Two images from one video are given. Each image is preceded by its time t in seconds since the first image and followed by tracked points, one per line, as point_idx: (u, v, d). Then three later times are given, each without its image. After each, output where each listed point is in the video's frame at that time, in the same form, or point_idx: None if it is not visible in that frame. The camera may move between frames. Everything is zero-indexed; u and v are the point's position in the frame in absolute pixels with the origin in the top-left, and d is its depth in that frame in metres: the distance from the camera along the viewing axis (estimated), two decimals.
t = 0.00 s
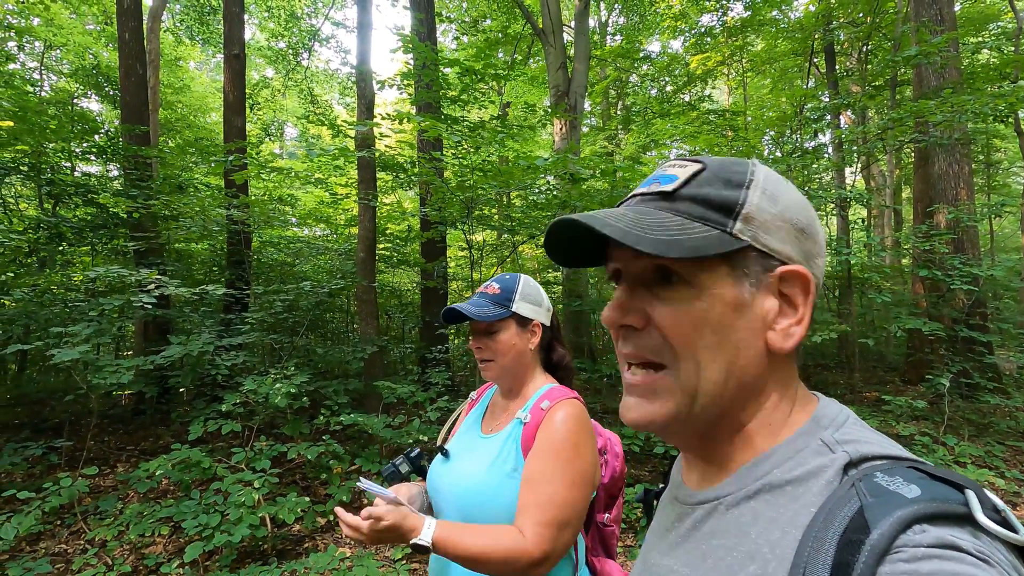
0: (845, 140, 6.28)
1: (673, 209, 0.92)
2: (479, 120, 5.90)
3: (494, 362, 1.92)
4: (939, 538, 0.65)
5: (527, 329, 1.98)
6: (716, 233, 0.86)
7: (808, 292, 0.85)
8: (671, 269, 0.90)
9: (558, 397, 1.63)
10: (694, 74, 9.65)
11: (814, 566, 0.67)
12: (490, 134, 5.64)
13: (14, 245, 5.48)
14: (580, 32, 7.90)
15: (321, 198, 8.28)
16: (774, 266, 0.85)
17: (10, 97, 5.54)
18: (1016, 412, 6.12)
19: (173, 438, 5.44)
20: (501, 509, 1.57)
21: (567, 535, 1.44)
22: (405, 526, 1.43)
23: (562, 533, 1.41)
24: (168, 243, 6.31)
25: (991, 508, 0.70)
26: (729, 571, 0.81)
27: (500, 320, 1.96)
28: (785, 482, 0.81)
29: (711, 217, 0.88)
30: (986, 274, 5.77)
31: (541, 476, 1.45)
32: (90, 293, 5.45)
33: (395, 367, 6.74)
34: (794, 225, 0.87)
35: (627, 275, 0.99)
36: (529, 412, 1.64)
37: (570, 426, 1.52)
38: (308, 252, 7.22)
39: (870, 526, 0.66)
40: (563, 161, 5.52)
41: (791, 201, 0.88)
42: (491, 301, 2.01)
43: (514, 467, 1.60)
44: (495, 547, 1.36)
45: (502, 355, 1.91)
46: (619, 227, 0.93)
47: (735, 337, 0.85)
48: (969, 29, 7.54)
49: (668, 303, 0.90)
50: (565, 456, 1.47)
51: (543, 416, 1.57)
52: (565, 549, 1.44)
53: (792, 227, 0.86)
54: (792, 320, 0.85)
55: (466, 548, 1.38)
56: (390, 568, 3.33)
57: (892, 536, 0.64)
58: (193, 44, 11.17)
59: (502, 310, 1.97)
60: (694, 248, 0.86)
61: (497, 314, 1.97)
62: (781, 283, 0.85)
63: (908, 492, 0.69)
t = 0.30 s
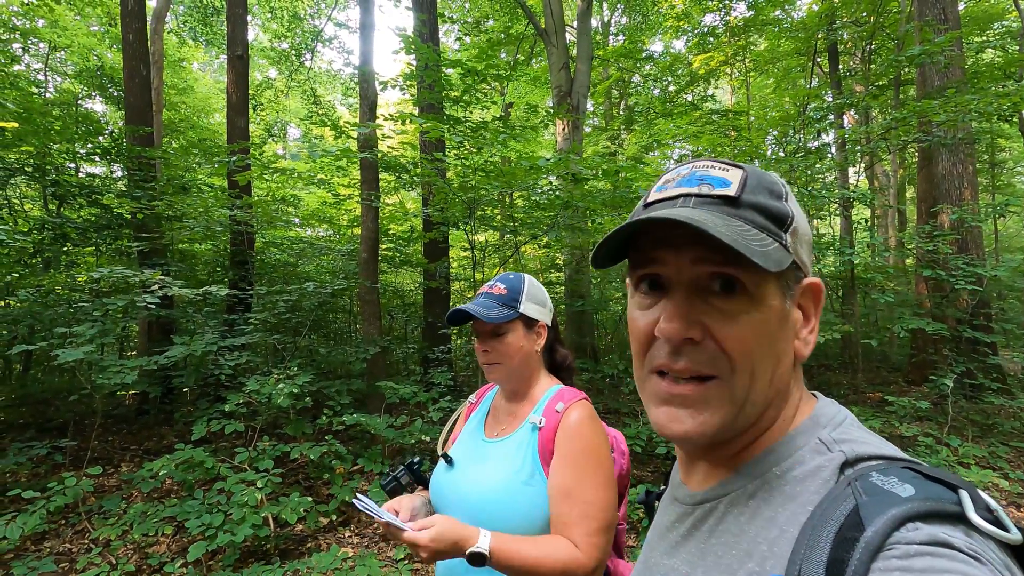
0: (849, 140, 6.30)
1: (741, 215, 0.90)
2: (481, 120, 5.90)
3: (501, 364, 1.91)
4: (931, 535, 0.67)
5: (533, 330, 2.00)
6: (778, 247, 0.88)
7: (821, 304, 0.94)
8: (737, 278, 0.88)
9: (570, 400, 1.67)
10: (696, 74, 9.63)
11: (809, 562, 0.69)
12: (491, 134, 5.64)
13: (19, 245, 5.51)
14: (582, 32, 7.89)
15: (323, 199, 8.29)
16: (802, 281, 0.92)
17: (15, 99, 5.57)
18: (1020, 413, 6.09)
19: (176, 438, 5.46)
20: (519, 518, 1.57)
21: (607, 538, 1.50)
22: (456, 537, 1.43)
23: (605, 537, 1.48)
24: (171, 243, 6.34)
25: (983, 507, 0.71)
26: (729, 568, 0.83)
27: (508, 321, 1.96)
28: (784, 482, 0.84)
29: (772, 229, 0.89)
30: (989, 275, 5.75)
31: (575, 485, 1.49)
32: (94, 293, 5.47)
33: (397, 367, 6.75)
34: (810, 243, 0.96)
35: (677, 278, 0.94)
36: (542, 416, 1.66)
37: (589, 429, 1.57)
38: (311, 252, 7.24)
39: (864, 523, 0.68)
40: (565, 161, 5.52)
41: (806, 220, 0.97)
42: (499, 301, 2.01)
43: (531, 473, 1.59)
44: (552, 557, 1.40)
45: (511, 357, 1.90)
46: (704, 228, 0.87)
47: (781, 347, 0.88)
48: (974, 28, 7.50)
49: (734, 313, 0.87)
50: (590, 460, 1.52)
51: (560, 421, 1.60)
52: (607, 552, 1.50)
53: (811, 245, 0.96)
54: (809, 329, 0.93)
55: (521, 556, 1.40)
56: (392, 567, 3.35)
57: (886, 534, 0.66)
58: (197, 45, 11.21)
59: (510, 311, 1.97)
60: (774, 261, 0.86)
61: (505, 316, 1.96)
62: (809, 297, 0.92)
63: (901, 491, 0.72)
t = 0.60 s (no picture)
0: (854, 138, 6.21)
1: (742, 214, 0.89)
2: (484, 119, 5.88)
3: (522, 356, 1.86)
4: (941, 536, 0.66)
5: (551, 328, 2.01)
6: (781, 245, 0.87)
7: (828, 303, 0.92)
8: (737, 278, 0.87)
9: (583, 404, 1.65)
10: (701, 72, 9.58)
11: (816, 563, 0.68)
12: (495, 133, 5.63)
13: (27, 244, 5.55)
14: (586, 31, 7.86)
15: (327, 198, 8.30)
16: (807, 280, 0.91)
17: (22, 98, 5.60)
18: None
19: (181, 436, 5.48)
20: (536, 527, 1.55)
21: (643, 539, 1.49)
22: (495, 553, 1.43)
23: (644, 535, 1.48)
24: (176, 243, 6.37)
25: (994, 508, 0.70)
26: (735, 569, 0.82)
27: (532, 314, 1.97)
28: (791, 483, 0.82)
29: (776, 227, 0.88)
30: (997, 273, 5.69)
31: (599, 494, 1.49)
32: (100, 293, 5.49)
33: (401, 366, 6.76)
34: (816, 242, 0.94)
35: (678, 278, 0.94)
36: (555, 422, 1.64)
37: (604, 434, 1.55)
38: (315, 251, 7.26)
39: (872, 524, 0.67)
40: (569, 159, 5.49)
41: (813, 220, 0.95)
42: (528, 292, 2.00)
43: (546, 477, 1.58)
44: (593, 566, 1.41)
45: (533, 350, 1.88)
46: (703, 228, 0.86)
47: (782, 347, 0.87)
48: (981, 25, 7.43)
49: (734, 312, 0.86)
50: (610, 466, 1.51)
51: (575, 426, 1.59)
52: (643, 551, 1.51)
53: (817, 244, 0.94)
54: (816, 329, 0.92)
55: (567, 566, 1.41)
56: (396, 566, 3.35)
57: (894, 534, 0.65)
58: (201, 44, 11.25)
59: (537, 305, 1.98)
60: (775, 260, 0.84)
61: (533, 307, 1.97)
62: (812, 297, 0.91)
63: (910, 491, 0.71)
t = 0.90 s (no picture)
0: (864, 135, 6.16)
1: (752, 208, 0.87)
2: (491, 117, 5.86)
3: (536, 357, 1.85)
4: (955, 542, 0.65)
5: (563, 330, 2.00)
6: (791, 241, 0.85)
7: (838, 303, 0.90)
8: (747, 273, 0.85)
9: (600, 411, 1.64)
10: (708, 69, 9.49)
11: (826, 568, 0.66)
12: (501, 131, 5.62)
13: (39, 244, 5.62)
14: (592, 28, 7.81)
15: (334, 197, 8.33)
16: (818, 280, 0.89)
17: (32, 99, 5.65)
18: None
19: (190, 434, 5.52)
20: (550, 537, 1.54)
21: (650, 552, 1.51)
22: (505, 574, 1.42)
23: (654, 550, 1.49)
24: (185, 242, 6.41)
25: (1009, 512, 0.68)
26: (744, 573, 0.80)
27: (547, 314, 1.96)
28: (802, 487, 0.80)
29: (786, 223, 0.87)
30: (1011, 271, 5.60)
31: (616, 506, 1.49)
32: (110, 292, 5.53)
33: (408, 365, 6.78)
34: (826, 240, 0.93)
35: (687, 272, 0.92)
36: (570, 428, 1.63)
37: (621, 444, 1.54)
38: (322, 250, 7.28)
39: (885, 529, 0.66)
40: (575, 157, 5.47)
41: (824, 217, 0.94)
42: (543, 292, 1.99)
43: (559, 485, 1.57)
44: None
45: (547, 352, 1.87)
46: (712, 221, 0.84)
47: (793, 345, 0.85)
48: (995, 19, 7.31)
49: (743, 307, 0.84)
50: (626, 477, 1.51)
51: (591, 434, 1.57)
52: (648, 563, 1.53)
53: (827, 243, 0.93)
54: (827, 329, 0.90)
55: None
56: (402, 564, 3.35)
57: (907, 541, 0.63)
58: (209, 45, 11.31)
59: (552, 305, 1.97)
60: (787, 255, 0.83)
61: (548, 309, 1.96)
62: (824, 295, 0.89)
63: (923, 496, 0.69)
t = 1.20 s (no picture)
0: (885, 127, 5.91)
1: (776, 204, 0.84)
2: (505, 112, 5.82)
3: (551, 355, 1.83)
4: (987, 542, 0.62)
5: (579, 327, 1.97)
6: (815, 238, 0.82)
7: (858, 302, 0.87)
8: (770, 270, 0.82)
9: (614, 408, 1.61)
10: (725, 61, 9.32)
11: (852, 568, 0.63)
12: (515, 126, 5.59)
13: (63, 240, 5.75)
14: (607, 20, 7.70)
15: (349, 193, 8.38)
16: (841, 276, 0.86)
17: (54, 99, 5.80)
18: None
19: (209, 427, 5.62)
20: (567, 534, 1.53)
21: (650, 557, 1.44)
22: None
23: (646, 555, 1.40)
24: (203, 238, 6.50)
25: None
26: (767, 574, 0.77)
27: (563, 312, 1.93)
28: (826, 486, 0.77)
29: (810, 220, 0.83)
30: None
31: (616, 502, 1.44)
32: (131, 287, 5.62)
33: (422, 359, 6.82)
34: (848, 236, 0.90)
35: (709, 270, 0.88)
36: (585, 426, 1.61)
37: (634, 439, 1.50)
38: (338, 245, 7.33)
39: (913, 528, 0.62)
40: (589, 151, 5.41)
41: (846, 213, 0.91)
42: (560, 289, 1.96)
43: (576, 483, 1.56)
44: None
45: (563, 351, 1.84)
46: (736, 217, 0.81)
47: (817, 344, 0.82)
48: None
49: (767, 305, 0.81)
50: (635, 473, 1.46)
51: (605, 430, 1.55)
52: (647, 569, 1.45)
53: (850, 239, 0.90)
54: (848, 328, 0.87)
55: None
56: (417, 557, 3.37)
57: (937, 540, 0.60)
58: (225, 42, 11.41)
59: (569, 302, 1.94)
60: (814, 251, 0.80)
61: (564, 306, 1.93)
62: (845, 292, 0.86)
63: (953, 495, 0.65)
